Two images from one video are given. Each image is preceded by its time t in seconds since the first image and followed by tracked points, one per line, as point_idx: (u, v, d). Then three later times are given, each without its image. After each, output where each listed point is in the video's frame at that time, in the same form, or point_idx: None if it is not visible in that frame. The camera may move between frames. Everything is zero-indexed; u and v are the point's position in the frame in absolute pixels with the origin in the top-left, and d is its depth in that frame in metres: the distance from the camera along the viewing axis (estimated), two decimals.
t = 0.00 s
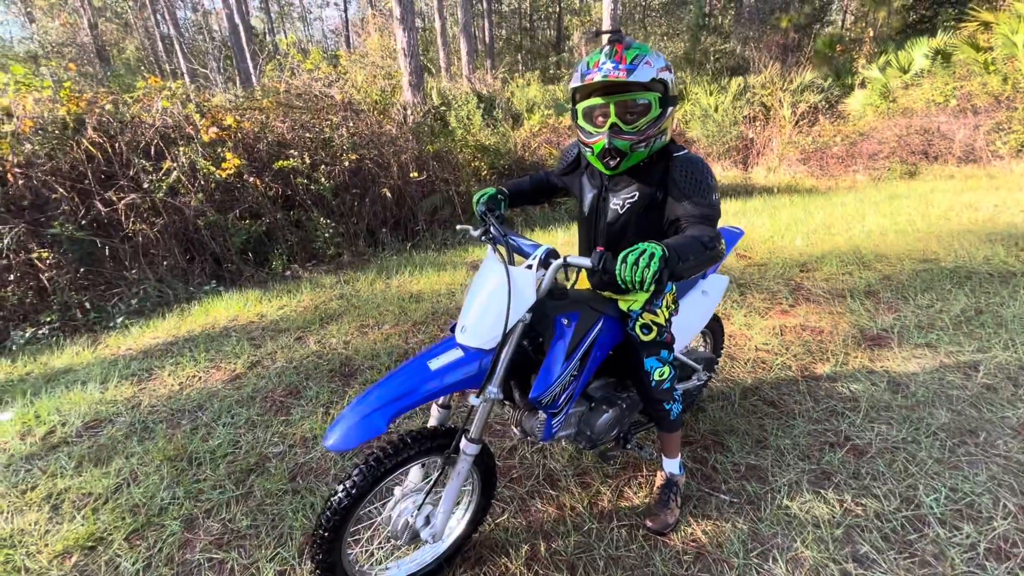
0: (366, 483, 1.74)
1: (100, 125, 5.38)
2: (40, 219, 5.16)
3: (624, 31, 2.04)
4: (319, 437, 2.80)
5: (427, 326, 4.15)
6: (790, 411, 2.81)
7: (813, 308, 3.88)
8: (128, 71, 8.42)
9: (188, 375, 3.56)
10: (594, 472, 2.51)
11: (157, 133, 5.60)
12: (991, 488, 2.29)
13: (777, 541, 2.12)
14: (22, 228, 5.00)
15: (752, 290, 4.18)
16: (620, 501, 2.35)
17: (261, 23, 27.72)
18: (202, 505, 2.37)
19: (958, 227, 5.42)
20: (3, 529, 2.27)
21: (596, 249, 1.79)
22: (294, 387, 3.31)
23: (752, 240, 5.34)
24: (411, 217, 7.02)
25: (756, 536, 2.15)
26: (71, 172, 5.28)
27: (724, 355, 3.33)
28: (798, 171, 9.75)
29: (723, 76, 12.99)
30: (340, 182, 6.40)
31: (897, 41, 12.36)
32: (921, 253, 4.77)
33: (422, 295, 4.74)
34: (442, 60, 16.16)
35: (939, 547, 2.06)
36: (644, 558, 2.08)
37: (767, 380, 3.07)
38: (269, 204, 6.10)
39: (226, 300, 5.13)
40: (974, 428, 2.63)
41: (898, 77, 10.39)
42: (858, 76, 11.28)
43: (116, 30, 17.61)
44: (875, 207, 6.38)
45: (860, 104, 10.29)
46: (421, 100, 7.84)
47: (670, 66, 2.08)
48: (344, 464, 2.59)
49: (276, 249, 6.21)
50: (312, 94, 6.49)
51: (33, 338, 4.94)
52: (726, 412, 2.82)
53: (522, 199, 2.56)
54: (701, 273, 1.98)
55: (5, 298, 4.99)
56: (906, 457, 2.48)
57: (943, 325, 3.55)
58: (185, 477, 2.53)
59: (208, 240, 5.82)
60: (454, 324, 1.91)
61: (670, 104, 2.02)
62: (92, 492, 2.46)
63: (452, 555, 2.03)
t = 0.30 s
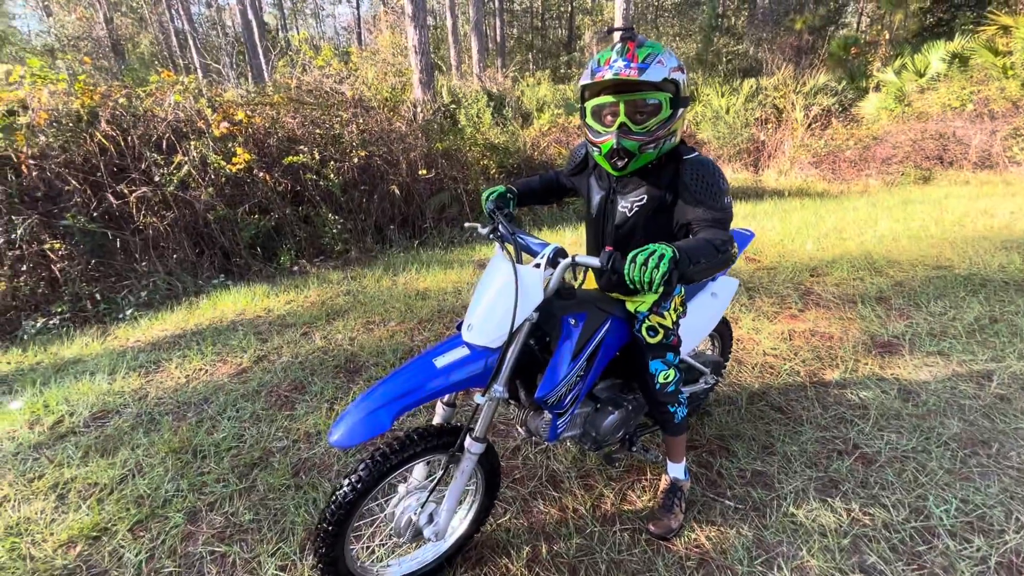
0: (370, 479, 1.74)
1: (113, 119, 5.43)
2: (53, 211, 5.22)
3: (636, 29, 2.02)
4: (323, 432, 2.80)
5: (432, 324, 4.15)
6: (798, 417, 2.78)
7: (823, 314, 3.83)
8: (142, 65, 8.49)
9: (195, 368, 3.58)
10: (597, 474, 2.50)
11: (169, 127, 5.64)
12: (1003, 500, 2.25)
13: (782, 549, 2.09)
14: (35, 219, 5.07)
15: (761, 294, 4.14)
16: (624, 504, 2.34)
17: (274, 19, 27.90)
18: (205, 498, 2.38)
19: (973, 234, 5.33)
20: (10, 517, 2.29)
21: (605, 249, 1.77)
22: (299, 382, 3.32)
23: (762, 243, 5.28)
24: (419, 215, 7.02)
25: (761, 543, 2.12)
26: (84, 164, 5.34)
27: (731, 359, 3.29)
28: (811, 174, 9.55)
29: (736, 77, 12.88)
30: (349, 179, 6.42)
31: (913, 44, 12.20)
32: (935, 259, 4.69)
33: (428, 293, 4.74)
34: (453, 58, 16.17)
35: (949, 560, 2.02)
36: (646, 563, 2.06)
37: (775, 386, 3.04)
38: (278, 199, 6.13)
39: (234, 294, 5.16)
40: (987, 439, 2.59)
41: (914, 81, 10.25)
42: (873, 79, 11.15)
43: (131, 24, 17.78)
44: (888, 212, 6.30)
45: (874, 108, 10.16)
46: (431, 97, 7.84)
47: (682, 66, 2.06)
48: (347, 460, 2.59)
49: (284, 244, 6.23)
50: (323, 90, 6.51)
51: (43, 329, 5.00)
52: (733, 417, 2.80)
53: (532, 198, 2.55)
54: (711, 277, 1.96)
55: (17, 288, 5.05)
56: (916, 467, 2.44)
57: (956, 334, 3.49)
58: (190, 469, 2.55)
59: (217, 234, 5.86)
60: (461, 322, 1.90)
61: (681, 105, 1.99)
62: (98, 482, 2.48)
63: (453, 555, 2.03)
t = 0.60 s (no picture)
0: (383, 473, 1.75)
1: (138, 112, 5.54)
2: (79, 201, 5.34)
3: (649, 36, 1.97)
4: (335, 427, 2.83)
5: (445, 321, 4.16)
6: (813, 427, 2.73)
7: (841, 322, 3.76)
8: (165, 59, 8.63)
9: (211, 359, 3.64)
10: (607, 478, 2.48)
11: (192, 121, 5.74)
12: None
13: (794, 561, 2.06)
14: (61, 209, 5.21)
15: (778, 300, 4.07)
16: (633, 509, 2.32)
17: (296, 15, 28.25)
18: (219, 488, 2.42)
19: (999, 244, 5.19)
20: (31, 499, 2.35)
21: (620, 250, 1.75)
22: (312, 375, 3.35)
23: (780, 248, 5.20)
24: (434, 212, 7.05)
25: (773, 554, 2.09)
26: (109, 156, 5.45)
27: (746, 366, 3.24)
28: (832, 179, 9.37)
29: (757, 79, 12.70)
30: (366, 175, 6.48)
31: (941, 48, 11.93)
32: (959, 269, 4.58)
33: (442, 290, 4.76)
34: (471, 56, 16.18)
35: None
36: (655, 570, 2.04)
37: (790, 394, 2.98)
38: (296, 194, 6.20)
39: (251, 287, 5.23)
40: (1010, 455, 2.52)
41: (941, 85, 10.03)
42: (898, 83, 10.92)
43: (156, 19, 18.12)
44: (910, 219, 6.16)
45: (899, 112, 9.96)
46: (449, 95, 7.86)
47: (698, 69, 2.03)
48: (358, 455, 2.61)
49: (301, 239, 6.30)
50: (342, 86, 6.58)
51: (67, 316, 5.14)
52: (746, 425, 2.76)
53: (548, 200, 2.53)
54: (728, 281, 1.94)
55: (42, 275, 5.19)
56: (936, 481, 2.38)
57: (981, 346, 3.40)
58: (204, 459, 2.59)
59: (236, 227, 5.94)
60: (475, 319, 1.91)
61: (697, 111, 1.97)
62: (115, 469, 2.53)
63: (461, 553, 2.03)
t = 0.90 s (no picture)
0: (392, 469, 1.76)
1: (173, 104, 5.72)
2: (116, 189, 5.52)
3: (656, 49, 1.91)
4: (354, 417, 2.88)
5: (465, 318, 4.18)
6: (837, 439, 2.66)
7: (870, 333, 3.65)
8: (202, 53, 8.88)
9: (236, 346, 3.73)
10: (623, 481, 2.46)
11: (224, 114, 5.91)
12: None
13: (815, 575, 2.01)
14: (99, 197, 5.41)
15: (804, 308, 3.98)
16: (649, 514, 2.29)
17: (326, 12, 28.74)
18: (241, 473, 2.47)
19: None
20: (64, 475, 2.44)
21: (641, 252, 1.73)
22: (333, 366, 3.40)
23: (807, 256, 5.08)
24: (456, 209, 7.07)
25: (793, 567, 2.04)
26: (145, 147, 5.62)
27: (769, 374, 3.17)
28: (864, 186, 9.09)
29: (788, 82, 12.42)
30: (391, 171, 6.55)
31: (986, 52, 11.47)
32: (997, 282, 4.41)
33: (462, 287, 4.78)
34: (498, 55, 16.21)
35: None
36: None
37: (814, 405, 2.91)
38: (322, 188, 6.31)
39: (276, 278, 5.34)
40: None
41: (984, 91, 9.65)
42: (939, 88, 10.55)
43: (193, 14, 18.62)
44: (946, 229, 5.96)
45: (938, 118, 9.62)
46: (475, 93, 7.88)
47: (712, 72, 1.93)
48: (375, 447, 2.64)
49: (325, 232, 6.41)
50: (371, 83, 6.69)
51: (102, 300, 5.33)
52: (768, 434, 2.70)
53: (570, 201, 2.52)
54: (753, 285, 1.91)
55: (79, 260, 5.40)
56: (966, 501, 2.30)
57: (1019, 363, 3.27)
58: (227, 444, 2.65)
59: (263, 218, 6.07)
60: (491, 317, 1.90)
61: (707, 120, 1.89)
62: (143, 449, 2.61)
63: (471, 551, 2.04)
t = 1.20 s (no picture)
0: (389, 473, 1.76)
1: (226, 96, 6.08)
2: (171, 176, 5.88)
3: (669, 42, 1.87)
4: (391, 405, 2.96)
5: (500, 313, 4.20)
6: (887, 454, 2.56)
7: (923, 346, 3.49)
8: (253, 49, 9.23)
9: (280, 331, 3.86)
10: (659, 483, 2.42)
11: (273, 106, 6.21)
12: None
13: None
14: (155, 183, 5.77)
15: (851, 318, 3.83)
16: (685, 519, 2.26)
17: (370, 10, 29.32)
18: (285, 451, 2.57)
19: None
20: (124, 443, 2.59)
21: (644, 250, 1.75)
22: (372, 354, 3.49)
23: (855, 263, 4.89)
24: (492, 205, 7.11)
25: None
26: (199, 137, 5.97)
27: (814, 383, 3.07)
28: (919, 194, 8.66)
29: (839, 84, 11.96)
30: (430, 165, 6.74)
31: None
32: None
33: (498, 282, 4.81)
34: (538, 52, 16.17)
35: None
36: None
37: (862, 418, 2.80)
38: (363, 180, 6.50)
39: (317, 267, 5.50)
40: None
41: None
42: (1005, 92, 9.97)
43: (244, 10, 19.18)
44: (1008, 241, 5.64)
45: (1004, 124, 9.10)
46: (514, 90, 7.90)
47: (727, 70, 1.90)
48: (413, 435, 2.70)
49: (365, 224, 6.54)
50: (412, 79, 6.90)
51: (155, 282, 5.62)
52: (811, 444, 2.62)
53: (580, 198, 2.52)
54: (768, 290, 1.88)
55: (137, 243, 5.70)
56: None
57: None
58: (272, 423, 2.75)
59: (306, 208, 6.28)
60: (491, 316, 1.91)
61: (717, 120, 1.88)
62: (195, 424, 2.74)
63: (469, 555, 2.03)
